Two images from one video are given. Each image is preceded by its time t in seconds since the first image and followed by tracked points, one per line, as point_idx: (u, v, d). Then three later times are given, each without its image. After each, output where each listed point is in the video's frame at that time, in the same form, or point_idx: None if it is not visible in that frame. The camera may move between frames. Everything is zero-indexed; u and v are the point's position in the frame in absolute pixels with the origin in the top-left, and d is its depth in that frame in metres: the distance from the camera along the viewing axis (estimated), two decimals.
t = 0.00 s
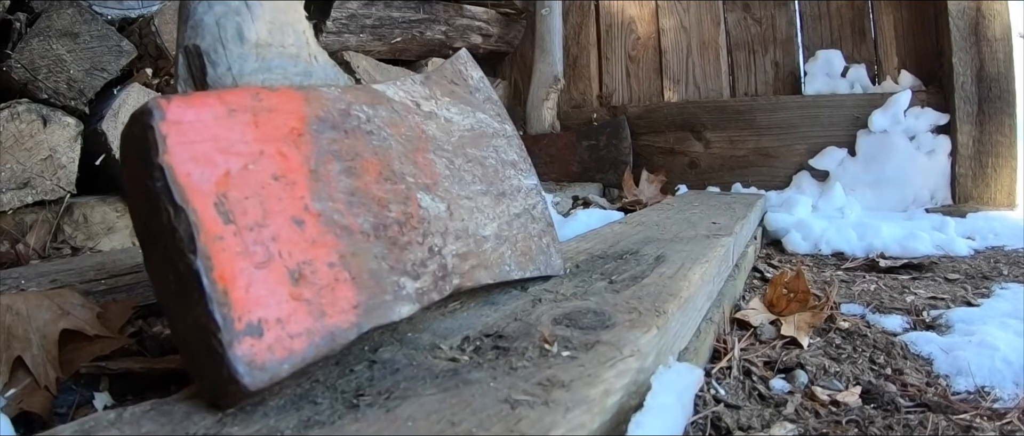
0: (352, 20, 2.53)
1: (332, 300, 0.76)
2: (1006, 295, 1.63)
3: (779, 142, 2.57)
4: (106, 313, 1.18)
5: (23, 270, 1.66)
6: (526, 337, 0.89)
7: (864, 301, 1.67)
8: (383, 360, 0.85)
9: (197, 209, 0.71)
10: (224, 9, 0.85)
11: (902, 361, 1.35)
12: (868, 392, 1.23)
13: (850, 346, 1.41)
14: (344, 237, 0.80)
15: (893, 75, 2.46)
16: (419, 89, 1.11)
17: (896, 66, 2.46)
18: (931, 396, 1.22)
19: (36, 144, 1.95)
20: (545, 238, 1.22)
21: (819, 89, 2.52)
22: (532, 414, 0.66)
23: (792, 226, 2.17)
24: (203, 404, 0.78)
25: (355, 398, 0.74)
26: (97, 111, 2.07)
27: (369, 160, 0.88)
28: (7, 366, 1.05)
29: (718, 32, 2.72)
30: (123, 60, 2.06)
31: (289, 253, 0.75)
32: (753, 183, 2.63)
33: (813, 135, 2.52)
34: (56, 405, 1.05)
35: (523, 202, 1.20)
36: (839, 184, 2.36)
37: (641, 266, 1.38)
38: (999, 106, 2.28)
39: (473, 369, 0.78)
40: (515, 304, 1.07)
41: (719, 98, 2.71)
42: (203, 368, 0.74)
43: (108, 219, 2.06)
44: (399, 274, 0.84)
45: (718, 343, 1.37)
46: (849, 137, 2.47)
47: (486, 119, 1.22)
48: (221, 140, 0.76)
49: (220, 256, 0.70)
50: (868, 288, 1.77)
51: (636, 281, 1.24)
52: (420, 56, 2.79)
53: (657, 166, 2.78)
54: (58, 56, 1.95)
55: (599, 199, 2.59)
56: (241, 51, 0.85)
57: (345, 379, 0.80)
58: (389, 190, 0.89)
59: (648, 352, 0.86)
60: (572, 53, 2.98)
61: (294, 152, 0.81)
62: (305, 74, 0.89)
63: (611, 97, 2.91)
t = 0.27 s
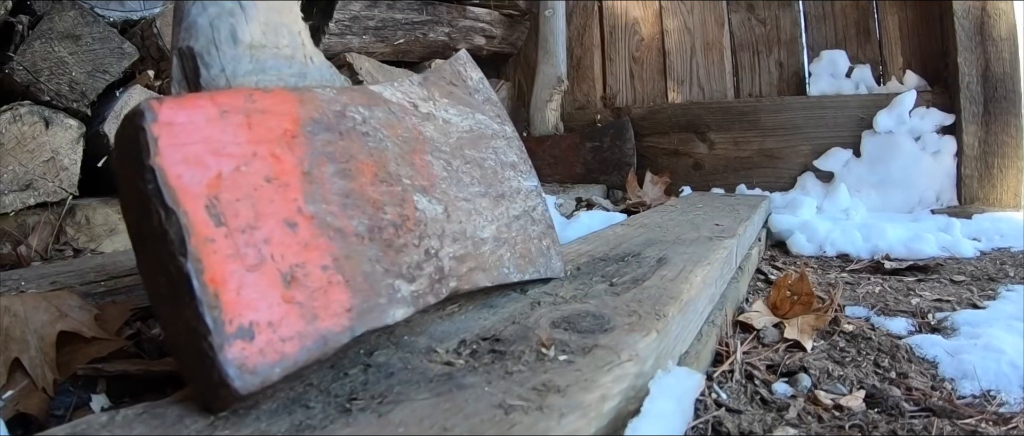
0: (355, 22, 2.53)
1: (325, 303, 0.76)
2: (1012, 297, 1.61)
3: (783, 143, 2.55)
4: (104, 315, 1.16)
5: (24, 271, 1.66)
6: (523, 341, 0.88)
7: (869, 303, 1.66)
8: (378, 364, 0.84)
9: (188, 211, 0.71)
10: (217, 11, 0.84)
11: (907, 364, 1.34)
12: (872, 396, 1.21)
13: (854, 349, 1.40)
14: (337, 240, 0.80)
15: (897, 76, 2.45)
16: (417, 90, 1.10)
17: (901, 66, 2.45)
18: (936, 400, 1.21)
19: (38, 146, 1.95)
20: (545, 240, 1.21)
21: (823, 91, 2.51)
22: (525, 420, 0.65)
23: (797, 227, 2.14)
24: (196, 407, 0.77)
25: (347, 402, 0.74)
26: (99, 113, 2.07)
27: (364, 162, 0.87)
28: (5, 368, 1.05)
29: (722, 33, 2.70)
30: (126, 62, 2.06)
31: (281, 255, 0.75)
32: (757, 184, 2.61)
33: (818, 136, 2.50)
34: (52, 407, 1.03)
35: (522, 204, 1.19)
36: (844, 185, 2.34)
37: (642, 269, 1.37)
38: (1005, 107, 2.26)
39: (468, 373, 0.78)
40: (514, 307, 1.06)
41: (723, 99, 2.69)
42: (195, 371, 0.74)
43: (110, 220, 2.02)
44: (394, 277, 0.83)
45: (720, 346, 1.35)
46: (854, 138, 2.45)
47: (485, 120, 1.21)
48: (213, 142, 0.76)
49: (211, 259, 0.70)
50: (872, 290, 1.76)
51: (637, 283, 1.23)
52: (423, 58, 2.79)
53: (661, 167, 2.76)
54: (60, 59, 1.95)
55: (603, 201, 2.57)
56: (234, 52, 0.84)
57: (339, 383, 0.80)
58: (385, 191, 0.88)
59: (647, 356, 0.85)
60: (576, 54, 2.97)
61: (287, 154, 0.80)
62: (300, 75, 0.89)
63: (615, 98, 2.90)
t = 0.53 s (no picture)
0: (356, 24, 2.53)
1: (313, 307, 0.75)
2: (1017, 300, 1.59)
3: (787, 144, 2.53)
4: (101, 317, 1.16)
5: (24, 273, 1.66)
6: (516, 345, 0.87)
7: (871, 306, 1.64)
8: (370, 368, 0.84)
9: (175, 215, 0.70)
10: (208, 13, 0.84)
11: (909, 368, 1.32)
12: (873, 401, 1.20)
13: (856, 353, 1.38)
14: (327, 243, 0.79)
15: (901, 76, 2.42)
16: (412, 92, 1.09)
17: (905, 66, 2.42)
18: (938, 405, 1.19)
19: (40, 149, 1.95)
20: (542, 242, 1.20)
21: (827, 91, 2.49)
22: (514, 426, 0.65)
23: (799, 229, 2.12)
24: (185, 411, 0.77)
25: (336, 407, 0.74)
26: (101, 116, 2.05)
27: (356, 165, 0.87)
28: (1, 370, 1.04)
29: (725, 33, 2.69)
30: (127, 64, 2.05)
31: (270, 259, 0.74)
32: (760, 186, 2.59)
33: (821, 137, 2.48)
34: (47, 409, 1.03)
35: (519, 206, 1.18)
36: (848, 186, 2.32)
37: (641, 271, 1.35)
38: (1009, 107, 2.23)
39: (459, 378, 0.77)
40: (509, 310, 1.05)
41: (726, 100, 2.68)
42: (183, 374, 0.73)
43: (110, 222, 2.07)
44: (385, 281, 0.82)
45: (720, 350, 1.34)
46: (857, 139, 2.43)
47: (482, 122, 1.20)
48: (202, 145, 0.75)
49: (198, 262, 0.70)
50: (875, 292, 1.74)
51: (635, 286, 1.22)
52: (425, 59, 2.78)
53: (664, 169, 2.75)
54: (61, 61, 1.95)
55: (605, 202, 2.56)
56: (225, 54, 0.83)
57: (329, 387, 0.79)
58: (376, 194, 0.87)
59: (642, 361, 0.84)
60: (579, 55, 2.96)
61: (277, 157, 0.79)
62: (292, 78, 0.88)
63: (618, 99, 2.89)
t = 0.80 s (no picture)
0: (357, 25, 2.52)
1: (299, 311, 0.74)
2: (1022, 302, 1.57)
3: (790, 145, 2.51)
4: (94, 319, 1.16)
5: (21, 275, 1.65)
6: (507, 350, 0.86)
7: (874, 309, 1.62)
8: (358, 373, 0.83)
9: (159, 218, 0.69)
10: (196, 16, 0.83)
11: (911, 373, 1.30)
12: (874, 407, 1.18)
13: (857, 358, 1.36)
14: (314, 246, 0.78)
15: (905, 77, 2.40)
16: (405, 93, 1.07)
17: (909, 67, 2.40)
18: (940, 411, 1.17)
19: (40, 150, 1.94)
20: (538, 246, 1.19)
21: (830, 92, 2.47)
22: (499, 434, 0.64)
23: (802, 231, 2.11)
24: (170, 414, 0.76)
25: (321, 412, 0.73)
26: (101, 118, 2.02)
27: (344, 167, 0.86)
28: None
29: (727, 34, 2.67)
30: (127, 66, 2.01)
31: (255, 262, 0.73)
32: (763, 187, 2.57)
33: (825, 139, 2.45)
34: (40, 411, 1.02)
35: (514, 209, 1.16)
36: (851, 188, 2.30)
37: (639, 275, 1.34)
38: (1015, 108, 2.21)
39: (447, 384, 0.76)
40: (503, 314, 1.04)
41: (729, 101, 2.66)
42: (168, 378, 0.73)
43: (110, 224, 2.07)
44: (373, 285, 0.81)
45: (719, 354, 1.32)
46: (861, 140, 2.40)
47: (477, 124, 1.19)
48: (187, 148, 0.74)
49: (183, 266, 0.69)
50: (878, 296, 1.71)
51: (631, 290, 1.20)
52: (427, 61, 2.77)
53: (666, 170, 2.73)
54: (61, 63, 1.93)
55: (607, 204, 2.55)
56: (212, 56, 0.82)
57: (316, 392, 0.79)
58: (366, 197, 0.86)
59: (635, 367, 0.82)
60: (581, 57, 2.95)
61: (263, 160, 0.78)
62: (280, 80, 0.87)
63: (620, 101, 2.87)
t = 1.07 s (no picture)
0: (359, 27, 2.51)
1: (284, 316, 0.73)
2: None
3: (795, 147, 2.48)
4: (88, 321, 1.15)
5: (19, 276, 1.63)
6: (500, 356, 0.84)
7: (878, 313, 1.60)
8: (348, 378, 0.81)
9: (144, 222, 0.68)
10: (184, 18, 0.82)
11: (915, 379, 1.28)
12: (877, 414, 1.16)
13: (861, 363, 1.34)
14: (302, 250, 0.77)
15: (911, 78, 2.37)
16: (399, 95, 1.06)
17: (915, 68, 2.37)
18: (945, 419, 1.15)
19: (41, 152, 1.92)
20: (536, 249, 1.17)
21: (835, 93, 2.44)
22: None
23: (806, 234, 2.08)
24: (156, 420, 0.75)
25: (308, 418, 0.72)
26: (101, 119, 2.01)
27: (335, 170, 0.84)
28: None
29: (732, 36, 2.65)
30: (127, 68, 2.02)
31: (241, 267, 0.72)
32: (768, 190, 2.54)
33: (831, 140, 2.42)
34: (34, 412, 1.03)
35: (511, 212, 1.15)
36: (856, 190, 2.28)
37: (639, 279, 1.32)
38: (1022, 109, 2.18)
39: (436, 391, 0.75)
40: (498, 319, 1.02)
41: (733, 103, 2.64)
42: (152, 382, 0.72)
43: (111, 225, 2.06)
44: (362, 290, 0.81)
45: (719, 360, 1.30)
46: (866, 142, 2.37)
47: (473, 125, 1.17)
48: (173, 150, 0.73)
49: (167, 270, 0.68)
50: (883, 299, 1.69)
51: (631, 295, 1.18)
52: (430, 62, 2.76)
53: (670, 172, 2.71)
54: (62, 65, 1.92)
55: (610, 206, 2.53)
56: (201, 58, 0.81)
57: (304, 398, 0.77)
58: (357, 200, 0.85)
59: (629, 374, 0.80)
60: (585, 58, 2.93)
61: (250, 163, 0.77)
62: (270, 82, 0.86)
63: (624, 102, 2.85)
